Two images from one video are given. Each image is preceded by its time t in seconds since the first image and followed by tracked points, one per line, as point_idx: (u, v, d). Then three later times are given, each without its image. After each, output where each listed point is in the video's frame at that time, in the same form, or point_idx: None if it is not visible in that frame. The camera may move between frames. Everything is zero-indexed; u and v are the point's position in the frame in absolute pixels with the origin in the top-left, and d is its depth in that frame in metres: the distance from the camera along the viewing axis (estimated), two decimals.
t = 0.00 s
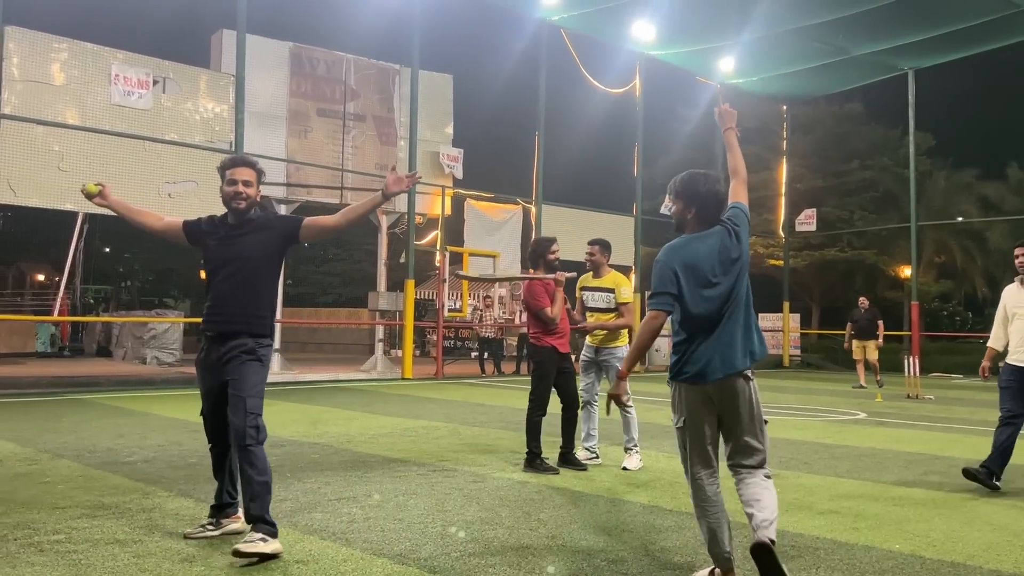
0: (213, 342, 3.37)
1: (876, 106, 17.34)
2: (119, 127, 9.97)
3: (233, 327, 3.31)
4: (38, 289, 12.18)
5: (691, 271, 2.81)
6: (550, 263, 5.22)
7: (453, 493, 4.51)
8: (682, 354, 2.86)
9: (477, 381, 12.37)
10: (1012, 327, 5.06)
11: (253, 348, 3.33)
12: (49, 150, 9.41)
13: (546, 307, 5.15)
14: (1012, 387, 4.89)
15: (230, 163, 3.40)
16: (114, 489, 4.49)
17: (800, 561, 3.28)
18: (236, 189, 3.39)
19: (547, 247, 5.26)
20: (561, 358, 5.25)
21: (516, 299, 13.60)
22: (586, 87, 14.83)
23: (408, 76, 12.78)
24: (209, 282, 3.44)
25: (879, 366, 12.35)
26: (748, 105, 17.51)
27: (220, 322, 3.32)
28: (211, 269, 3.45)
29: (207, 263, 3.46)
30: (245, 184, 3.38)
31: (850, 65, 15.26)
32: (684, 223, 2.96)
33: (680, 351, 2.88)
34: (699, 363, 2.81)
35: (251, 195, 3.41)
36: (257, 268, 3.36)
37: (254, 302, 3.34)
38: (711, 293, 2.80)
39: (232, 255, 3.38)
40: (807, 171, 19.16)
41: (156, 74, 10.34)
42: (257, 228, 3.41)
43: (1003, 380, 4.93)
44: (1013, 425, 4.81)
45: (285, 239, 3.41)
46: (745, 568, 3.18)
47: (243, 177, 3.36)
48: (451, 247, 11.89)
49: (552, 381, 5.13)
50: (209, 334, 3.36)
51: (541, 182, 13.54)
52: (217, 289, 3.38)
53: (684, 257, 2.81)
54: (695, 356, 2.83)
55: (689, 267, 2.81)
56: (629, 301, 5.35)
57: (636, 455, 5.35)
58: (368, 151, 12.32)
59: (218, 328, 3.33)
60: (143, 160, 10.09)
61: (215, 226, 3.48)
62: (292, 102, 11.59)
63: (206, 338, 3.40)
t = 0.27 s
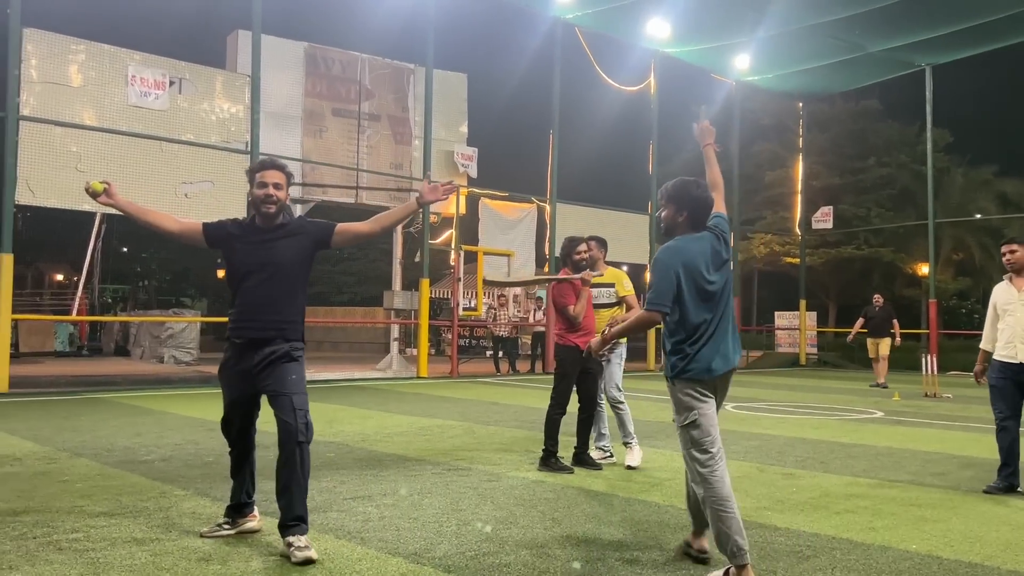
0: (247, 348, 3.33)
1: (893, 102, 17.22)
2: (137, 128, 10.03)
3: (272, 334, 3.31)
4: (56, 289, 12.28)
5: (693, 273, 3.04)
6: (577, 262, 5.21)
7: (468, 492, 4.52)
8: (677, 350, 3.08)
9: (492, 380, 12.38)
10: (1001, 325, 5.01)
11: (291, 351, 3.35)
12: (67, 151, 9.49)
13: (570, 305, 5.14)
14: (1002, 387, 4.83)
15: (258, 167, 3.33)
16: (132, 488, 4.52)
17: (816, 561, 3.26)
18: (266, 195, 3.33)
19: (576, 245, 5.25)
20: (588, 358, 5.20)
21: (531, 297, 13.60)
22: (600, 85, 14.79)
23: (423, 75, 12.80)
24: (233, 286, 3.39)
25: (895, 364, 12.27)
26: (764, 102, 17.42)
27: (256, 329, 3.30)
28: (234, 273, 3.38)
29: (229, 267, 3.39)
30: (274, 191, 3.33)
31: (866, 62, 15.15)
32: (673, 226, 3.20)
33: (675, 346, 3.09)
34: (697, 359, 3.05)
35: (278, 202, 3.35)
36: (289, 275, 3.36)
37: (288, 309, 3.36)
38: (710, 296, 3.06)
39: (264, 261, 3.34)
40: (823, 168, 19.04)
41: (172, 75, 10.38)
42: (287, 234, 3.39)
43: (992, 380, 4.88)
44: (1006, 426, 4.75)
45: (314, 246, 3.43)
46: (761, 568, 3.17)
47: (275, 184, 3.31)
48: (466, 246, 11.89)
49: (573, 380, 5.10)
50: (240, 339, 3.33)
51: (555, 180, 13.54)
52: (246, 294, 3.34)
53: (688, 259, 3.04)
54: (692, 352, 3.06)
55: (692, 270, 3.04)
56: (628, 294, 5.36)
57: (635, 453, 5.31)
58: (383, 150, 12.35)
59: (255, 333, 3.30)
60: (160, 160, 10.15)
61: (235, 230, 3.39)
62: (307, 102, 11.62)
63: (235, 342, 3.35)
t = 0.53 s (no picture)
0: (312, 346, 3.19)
1: (932, 96, 16.94)
2: (175, 128, 10.18)
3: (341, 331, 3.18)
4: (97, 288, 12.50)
5: (703, 282, 3.25)
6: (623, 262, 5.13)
7: (504, 491, 4.52)
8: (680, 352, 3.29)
9: (525, 377, 12.39)
10: None
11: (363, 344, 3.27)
12: (108, 152, 9.66)
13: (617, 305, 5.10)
14: None
15: (326, 160, 3.23)
16: (172, 485, 4.59)
17: (856, 564, 3.22)
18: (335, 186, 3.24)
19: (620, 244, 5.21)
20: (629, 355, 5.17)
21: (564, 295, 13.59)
22: (633, 82, 14.73)
23: (456, 74, 12.85)
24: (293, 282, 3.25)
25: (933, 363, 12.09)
26: (800, 98, 17.23)
27: (324, 325, 3.17)
28: (296, 268, 3.24)
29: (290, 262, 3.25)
30: (343, 182, 3.23)
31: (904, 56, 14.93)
32: (677, 234, 3.41)
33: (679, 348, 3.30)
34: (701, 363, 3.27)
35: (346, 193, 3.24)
36: (356, 268, 3.25)
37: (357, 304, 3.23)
38: (716, 303, 3.28)
39: (331, 254, 3.23)
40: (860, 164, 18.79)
41: (209, 77, 10.51)
42: (351, 227, 3.28)
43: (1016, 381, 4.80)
44: None
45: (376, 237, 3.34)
46: (800, 571, 3.14)
47: (343, 177, 3.22)
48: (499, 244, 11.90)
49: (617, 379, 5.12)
50: (304, 337, 3.19)
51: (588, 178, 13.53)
52: (311, 290, 3.20)
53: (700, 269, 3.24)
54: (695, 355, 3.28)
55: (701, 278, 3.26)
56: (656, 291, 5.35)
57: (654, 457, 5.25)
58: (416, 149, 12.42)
59: (323, 330, 3.17)
60: (198, 161, 10.30)
61: (297, 224, 3.26)
62: (341, 102, 11.72)
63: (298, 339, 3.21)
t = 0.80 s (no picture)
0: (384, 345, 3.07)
1: (980, 90, 16.53)
2: (216, 128, 10.25)
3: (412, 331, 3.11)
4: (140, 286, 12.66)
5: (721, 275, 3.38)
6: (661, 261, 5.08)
7: (546, 493, 4.47)
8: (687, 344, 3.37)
9: (563, 377, 12.32)
10: None
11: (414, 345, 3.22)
12: (151, 152, 9.75)
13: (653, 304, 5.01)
14: None
15: (401, 156, 3.10)
16: (215, 484, 4.60)
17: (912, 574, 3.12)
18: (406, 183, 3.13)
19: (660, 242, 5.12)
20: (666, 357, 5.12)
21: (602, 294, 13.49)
22: (673, 78, 14.56)
23: (493, 71, 12.78)
24: (355, 281, 3.09)
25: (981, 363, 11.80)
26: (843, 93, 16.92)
27: (396, 324, 3.07)
28: (360, 266, 3.09)
29: (351, 261, 3.09)
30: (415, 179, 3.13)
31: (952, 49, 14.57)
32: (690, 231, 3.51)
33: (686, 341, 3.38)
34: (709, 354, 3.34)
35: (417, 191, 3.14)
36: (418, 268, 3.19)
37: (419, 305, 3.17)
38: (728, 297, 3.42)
39: (399, 253, 3.12)
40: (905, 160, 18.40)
41: (250, 77, 10.55)
42: (411, 224, 3.18)
43: None
44: None
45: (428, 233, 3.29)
46: None
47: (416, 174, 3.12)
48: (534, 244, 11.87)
49: (655, 381, 5.05)
50: (375, 337, 3.05)
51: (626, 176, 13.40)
52: (378, 289, 3.07)
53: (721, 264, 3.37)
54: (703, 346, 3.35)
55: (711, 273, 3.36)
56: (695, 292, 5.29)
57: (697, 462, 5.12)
58: (454, 148, 12.39)
59: (397, 327, 3.07)
60: (238, 160, 10.37)
61: (359, 220, 3.10)
62: (379, 101, 11.74)
63: (370, 338, 3.06)
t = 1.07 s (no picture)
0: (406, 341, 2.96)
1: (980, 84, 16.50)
2: (215, 122, 10.22)
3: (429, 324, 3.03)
4: (139, 280, 12.64)
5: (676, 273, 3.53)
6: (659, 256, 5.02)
7: (547, 488, 4.46)
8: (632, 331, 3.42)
9: (563, 371, 12.31)
10: None
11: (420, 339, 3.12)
12: (149, 146, 9.71)
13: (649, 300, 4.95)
14: None
15: (408, 141, 3.03)
16: (215, 479, 4.59)
17: (916, 570, 3.11)
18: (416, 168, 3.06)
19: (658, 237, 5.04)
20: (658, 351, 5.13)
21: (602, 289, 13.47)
22: (673, 72, 14.51)
23: (493, 65, 12.74)
24: (371, 273, 2.97)
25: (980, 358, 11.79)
26: (843, 87, 16.88)
27: (415, 317, 2.98)
28: (377, 257, 2.98)
29: (368, 252, 2.97)
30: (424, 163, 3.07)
31: (954, 43, 14.53)
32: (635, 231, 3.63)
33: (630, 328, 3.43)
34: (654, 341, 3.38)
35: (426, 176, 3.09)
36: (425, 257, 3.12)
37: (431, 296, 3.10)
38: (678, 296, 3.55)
39: (413, 241, 3.05)
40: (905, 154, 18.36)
41: (249, 70, 10.50)
42: (417, 214, 3.12)
43: None
44: None
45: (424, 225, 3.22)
46: None
47: (424, 160, 3.06)
48: (535, 238, 11.86)
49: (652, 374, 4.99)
50: (396, 332, 2.94)
51: (627, 170, 13.37)
52: (396, 280, 2.98)
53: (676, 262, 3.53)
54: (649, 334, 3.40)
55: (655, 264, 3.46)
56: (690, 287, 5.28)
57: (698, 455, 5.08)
58: (454, 142, 12.35)
59: (416, 321, 2.98)
60: (238, 153, 10.34)
61: (372, 209, 3.01)
62: (379, 95, 11.71)
63: (393, 332, 2.94)
